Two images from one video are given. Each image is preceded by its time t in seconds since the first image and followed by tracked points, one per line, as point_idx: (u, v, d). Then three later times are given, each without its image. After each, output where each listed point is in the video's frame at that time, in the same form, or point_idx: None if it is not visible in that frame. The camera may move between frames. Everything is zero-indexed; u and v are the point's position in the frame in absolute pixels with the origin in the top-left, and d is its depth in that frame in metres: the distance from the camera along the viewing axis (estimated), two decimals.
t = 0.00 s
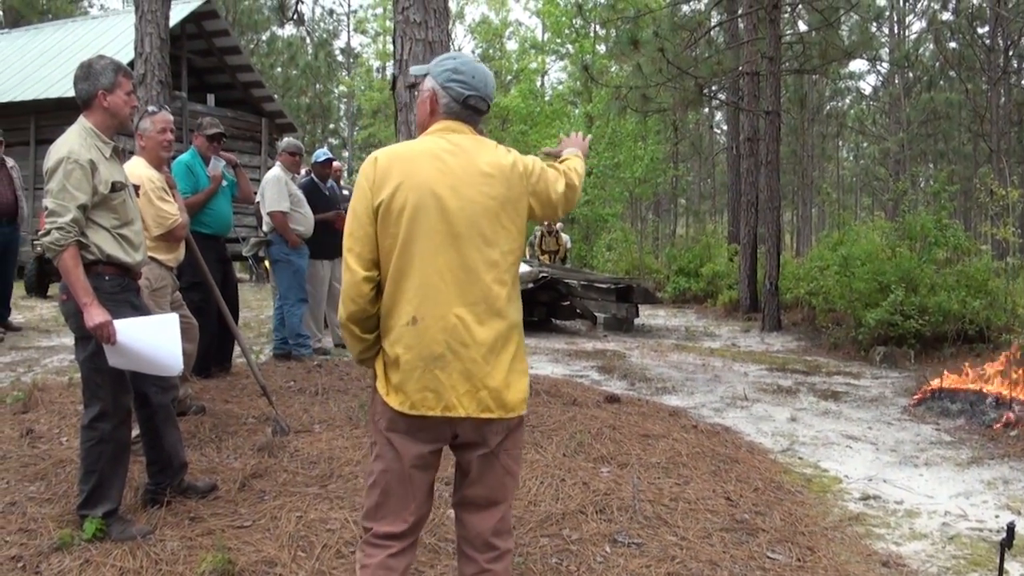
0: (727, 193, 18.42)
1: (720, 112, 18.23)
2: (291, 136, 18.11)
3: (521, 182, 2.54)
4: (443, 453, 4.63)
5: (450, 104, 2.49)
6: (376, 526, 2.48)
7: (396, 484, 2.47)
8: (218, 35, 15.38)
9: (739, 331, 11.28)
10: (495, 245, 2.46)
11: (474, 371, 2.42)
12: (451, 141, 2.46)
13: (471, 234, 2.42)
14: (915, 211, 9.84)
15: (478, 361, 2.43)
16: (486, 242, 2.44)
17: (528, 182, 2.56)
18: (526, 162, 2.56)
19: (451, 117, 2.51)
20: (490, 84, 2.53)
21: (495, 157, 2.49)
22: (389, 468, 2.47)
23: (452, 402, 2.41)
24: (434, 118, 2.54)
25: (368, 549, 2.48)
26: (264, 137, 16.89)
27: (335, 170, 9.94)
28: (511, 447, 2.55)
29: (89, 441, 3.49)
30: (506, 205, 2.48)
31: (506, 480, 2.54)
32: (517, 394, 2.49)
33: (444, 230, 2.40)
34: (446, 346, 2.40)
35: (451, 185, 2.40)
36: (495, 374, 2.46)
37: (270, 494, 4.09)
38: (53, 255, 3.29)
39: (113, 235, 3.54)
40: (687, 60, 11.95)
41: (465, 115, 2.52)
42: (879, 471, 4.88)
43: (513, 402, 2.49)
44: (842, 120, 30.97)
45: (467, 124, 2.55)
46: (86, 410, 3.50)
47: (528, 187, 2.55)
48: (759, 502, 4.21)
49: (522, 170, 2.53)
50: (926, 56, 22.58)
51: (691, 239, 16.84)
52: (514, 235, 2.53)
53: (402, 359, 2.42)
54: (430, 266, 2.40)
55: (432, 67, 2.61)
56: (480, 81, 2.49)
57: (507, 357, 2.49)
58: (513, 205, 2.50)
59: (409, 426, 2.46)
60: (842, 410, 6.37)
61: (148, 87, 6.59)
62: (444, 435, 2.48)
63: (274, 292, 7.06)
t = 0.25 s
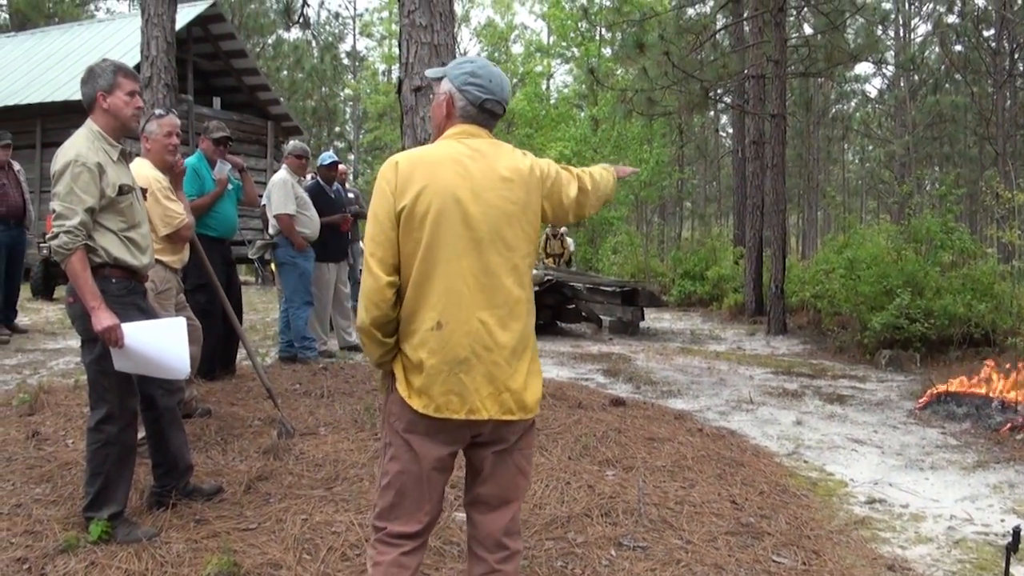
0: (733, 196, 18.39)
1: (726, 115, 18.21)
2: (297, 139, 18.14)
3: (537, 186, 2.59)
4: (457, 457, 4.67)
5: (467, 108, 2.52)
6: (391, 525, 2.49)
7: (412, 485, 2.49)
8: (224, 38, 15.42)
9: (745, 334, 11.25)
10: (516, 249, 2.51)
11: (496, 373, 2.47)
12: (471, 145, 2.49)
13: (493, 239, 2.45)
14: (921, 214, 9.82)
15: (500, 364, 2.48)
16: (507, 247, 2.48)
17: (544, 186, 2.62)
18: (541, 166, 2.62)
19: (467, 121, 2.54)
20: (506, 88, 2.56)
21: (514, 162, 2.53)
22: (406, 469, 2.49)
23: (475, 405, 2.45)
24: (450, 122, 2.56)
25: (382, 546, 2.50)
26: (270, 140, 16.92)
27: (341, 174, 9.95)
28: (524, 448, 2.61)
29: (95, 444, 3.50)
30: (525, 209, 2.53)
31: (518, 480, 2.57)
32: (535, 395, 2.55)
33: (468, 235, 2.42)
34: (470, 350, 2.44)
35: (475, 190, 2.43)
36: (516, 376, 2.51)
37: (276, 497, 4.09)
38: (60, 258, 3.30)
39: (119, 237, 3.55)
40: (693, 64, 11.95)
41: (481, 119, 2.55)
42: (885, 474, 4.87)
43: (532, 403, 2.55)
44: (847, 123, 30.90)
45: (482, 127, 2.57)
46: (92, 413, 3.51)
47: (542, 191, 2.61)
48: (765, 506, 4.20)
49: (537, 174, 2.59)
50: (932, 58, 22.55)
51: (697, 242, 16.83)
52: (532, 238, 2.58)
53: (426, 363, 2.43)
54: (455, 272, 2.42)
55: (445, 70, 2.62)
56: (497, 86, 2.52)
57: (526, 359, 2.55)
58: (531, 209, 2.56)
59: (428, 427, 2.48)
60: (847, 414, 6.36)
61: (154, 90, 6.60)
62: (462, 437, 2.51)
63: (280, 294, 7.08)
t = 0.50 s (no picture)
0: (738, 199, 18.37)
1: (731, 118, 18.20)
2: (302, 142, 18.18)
3: (549, 188, 2.59)
4: (468, 460, 4.69)
5: (481, 109, 2.53)
6: (399, 525, 2.50)
7: (421, 486, 2.50)
8: (230, 41, 15.47)
9: (751, 337, 11.23)
10: (526, 252, 2.51)
11: (504, 376, 2.47)
12: (484, 147, 2.49)
13: (503, 240, 2.46)
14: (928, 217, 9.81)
15: (508, 367, 2.48)
16: (517, 249, 2.48)
17: (555, 189, 2.62)
18: (553, 168, 2.62)
19: (481, 123, 2.55)
20: (520, 89, 2.57)
21: (526, 164, 2.53)
22: (415, 469, 2.50)
23: (483, 407, 2.45)
24: (464, 123, 2.57)
25: (391, 547, 2.50)
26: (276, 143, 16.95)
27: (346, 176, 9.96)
28: (535, 450, 2.59)
29: (102, 445, 3.50)
30: (536, 212, 2.53)
31: (528, 481, 2.57)
32: (545, 398, 2.55)
33: (478, 238, 2.43)
34: (479, 352, 2.44)
35: (486, 192, 2.44)
36: (525, 379, 2.51)
37: (281, 499, 4.09)
38: (66, 260, 3.30)
39: (126, 239, 3.55)
40: (699, 66, 11.97)
41: (494, 121, 2.56)
42: (891, 478, 4.85)
43: (541, 406, 2.55)
44: (853, 125, 30.84)
45: (495, 129, 2.58)
46: (98, 415, 3.51)
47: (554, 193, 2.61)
48: (771, 509, 4.19)
49: (549, 176, 2.59)
50: (938, 61, 22.53)
51: (703, 245, 16.82)
52: (542, 240, 2.59)
53: (434, 365, 2.44)
54: (465, 274, 2.42)
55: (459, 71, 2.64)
56: (510, 88, 2.53)
57: (535, 361, 2.55)
58: (542, 212, 2.56)
59: (438, 428, 2.48)
60: (853, 417, 6.35)
61: (161, 93, 6.61)
62: (472, 438, 2.51)
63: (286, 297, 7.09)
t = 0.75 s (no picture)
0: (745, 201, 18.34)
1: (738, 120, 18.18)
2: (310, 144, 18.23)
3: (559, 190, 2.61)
4: (478, 463, 4.71)
5: (487, 113, 2.53)
6: (411, 528, 2.51)
7: (434, 489, 2.50)
8: (238, 44, 15.52)
9: (758, 339, 11.20)
10: (539, 254, 2.53)
11: (522, 379, 2.49)
12: (493, 151, 2.50)
13: (517, 244, 2.47)
14: (935, 220, 9.80)
15: (526, 369, 2.49)
16: (531, 252, 2.50)
17: (563, 190, 2.64)
18: (561, 170, 2.64)
19: (488, 126, 2.55)
20: (526, 92, 2.58)
21: (536, 167, 2.55)
22: (428, 473, 2.50)
23: (502, 410, 2.46)
24: (470, 126, 2.57)
25: (403, 550, 2.51)
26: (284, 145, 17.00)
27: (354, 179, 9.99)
28: (547, 453, 2.59)
29: (108, 447, 3.51)
30: (546, 214, 2.55)
31: (540, 484, 2.57)
32: (561, 398, 2.58)
33: (492, 242, 2.44)
34: (496, 356, 2.45)
35: (499, 197, 2.45)
36: (541, 381, 2.53)
37: (288, 501, 4.10)
38: (74, 262, 3.32)
39: (133, 241, 3.56)
40: (706, 69, 11.96)
41: (501, 124, 2.57)
42: (897, 481, 4.84)
43: (557, 406, 2.57)
44: (860, 128, 30.77)
45: (502, 132, 2.59)
46: (104, 416, 3.52)
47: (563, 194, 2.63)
48: (778, 512, 4.18)
49: (558, 177, 2.61)
50: (945, 64, 22.49)
51: (710, 248, 16.81)
52: (554, 242, 2.60)
53: (452, 371, 2.45)
54: (481, 279, 2.43)
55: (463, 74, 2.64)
56: (518, 90, 2.54)
57: (551, 362, 2.57)
58: (553, 214, 2.58)
59: (452, 432, 2.49)
60: (861, 420, 6.33)
61: (169, 95, 6.64)
62: (485, 442, 2.51)
63: (293, 299, 7.10)
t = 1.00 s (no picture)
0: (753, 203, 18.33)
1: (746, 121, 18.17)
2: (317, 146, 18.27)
3: (570, 191, 2.62)
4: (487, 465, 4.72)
5: (497, 114, 2.53)
6: (421, 530, 2.50)
7: (445, 491, 2.50)
8: (245, 46, 15.57)
9: (766, 341, 11.18)
10: (550, 255, 2.54)
11: (535, 380, 2.50)
12: (505, 153, 2.51)
13: (530, 245, 2.48)
14: (942, 222, 9.80)
15: (539, 370, 2.50)
16: (543, 253, 2.51)
17: (574, 191, 2.65)
18: (571, 171, 2.65)
19: (498, 128, 2.55)
20: (536, 93, 2.58)
21: (547, 169, 2.56)
22: (439, 475, 2.50)
23: (514, 412, 2.47)
24: (481, 128, 2.58)
25: (413, 552, 2.50)
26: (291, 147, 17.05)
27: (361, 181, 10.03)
28: (558, 456, 2.60)
29: (115, 448, 3.52)
30: (558, 215, 2.56)
31: (551, 486, 2.58)
32: (573, 400, 2.59)
33: (506, 244, 2.44)
34: (510, 358, 2.46)
35: (511, 198, 2.46)
36: (554, 383, 2.54)
37: (295, 502, 4.10)
38: (80, 263, 3.32)
39: (140, 243, 3.57)
40: (714, 71, 11.96)
41: (511, 126, 2.57)
42: (905, 484, 4.83)
43: (569, 408, 2.59)
44: (868, 130, 30.70)
45: (512, 134, 2.59)
46: (112, 417, 3.53)
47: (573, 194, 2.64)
48: (786, 515, 4.17)
49: (569, 179, 2.62)
50: (953, 66, 22.43)
51: (717, 250, 16.79)
52: (565, 243, 2.61)
53: (465, 373, 2.45)
54: (494, 281, 2.44)
55: (472, 75, 2.64)
56: (528, 92, 2.54)
57: (563, 365, 2.58)
58: (565, 216, 2.59)
59: (464, 434, 2.50)
60: (869, 423, 6.31)
61: (177, 98, 6.62)
62: (497, 444, 2.52)
63: (300, 300, 7.11)
